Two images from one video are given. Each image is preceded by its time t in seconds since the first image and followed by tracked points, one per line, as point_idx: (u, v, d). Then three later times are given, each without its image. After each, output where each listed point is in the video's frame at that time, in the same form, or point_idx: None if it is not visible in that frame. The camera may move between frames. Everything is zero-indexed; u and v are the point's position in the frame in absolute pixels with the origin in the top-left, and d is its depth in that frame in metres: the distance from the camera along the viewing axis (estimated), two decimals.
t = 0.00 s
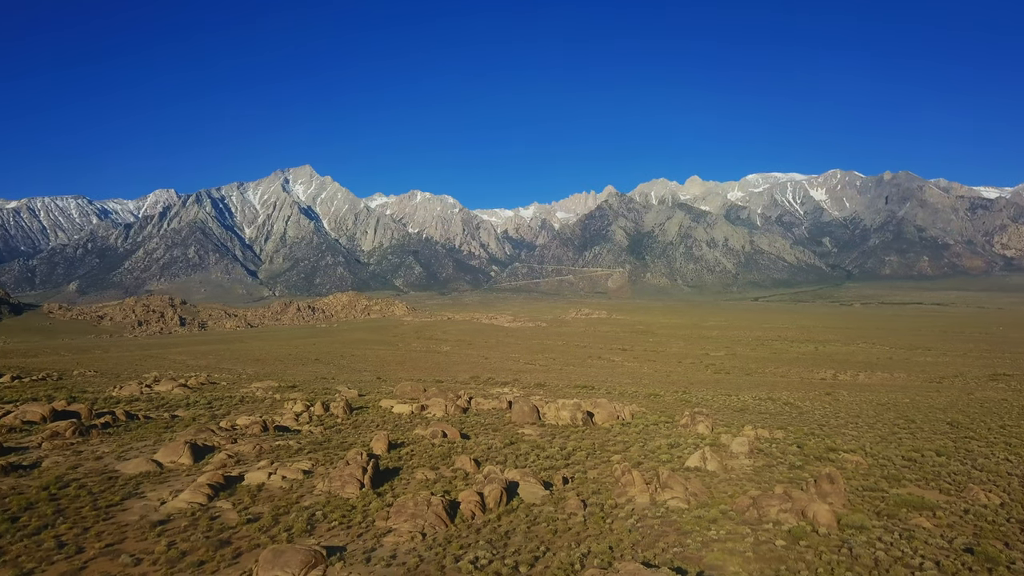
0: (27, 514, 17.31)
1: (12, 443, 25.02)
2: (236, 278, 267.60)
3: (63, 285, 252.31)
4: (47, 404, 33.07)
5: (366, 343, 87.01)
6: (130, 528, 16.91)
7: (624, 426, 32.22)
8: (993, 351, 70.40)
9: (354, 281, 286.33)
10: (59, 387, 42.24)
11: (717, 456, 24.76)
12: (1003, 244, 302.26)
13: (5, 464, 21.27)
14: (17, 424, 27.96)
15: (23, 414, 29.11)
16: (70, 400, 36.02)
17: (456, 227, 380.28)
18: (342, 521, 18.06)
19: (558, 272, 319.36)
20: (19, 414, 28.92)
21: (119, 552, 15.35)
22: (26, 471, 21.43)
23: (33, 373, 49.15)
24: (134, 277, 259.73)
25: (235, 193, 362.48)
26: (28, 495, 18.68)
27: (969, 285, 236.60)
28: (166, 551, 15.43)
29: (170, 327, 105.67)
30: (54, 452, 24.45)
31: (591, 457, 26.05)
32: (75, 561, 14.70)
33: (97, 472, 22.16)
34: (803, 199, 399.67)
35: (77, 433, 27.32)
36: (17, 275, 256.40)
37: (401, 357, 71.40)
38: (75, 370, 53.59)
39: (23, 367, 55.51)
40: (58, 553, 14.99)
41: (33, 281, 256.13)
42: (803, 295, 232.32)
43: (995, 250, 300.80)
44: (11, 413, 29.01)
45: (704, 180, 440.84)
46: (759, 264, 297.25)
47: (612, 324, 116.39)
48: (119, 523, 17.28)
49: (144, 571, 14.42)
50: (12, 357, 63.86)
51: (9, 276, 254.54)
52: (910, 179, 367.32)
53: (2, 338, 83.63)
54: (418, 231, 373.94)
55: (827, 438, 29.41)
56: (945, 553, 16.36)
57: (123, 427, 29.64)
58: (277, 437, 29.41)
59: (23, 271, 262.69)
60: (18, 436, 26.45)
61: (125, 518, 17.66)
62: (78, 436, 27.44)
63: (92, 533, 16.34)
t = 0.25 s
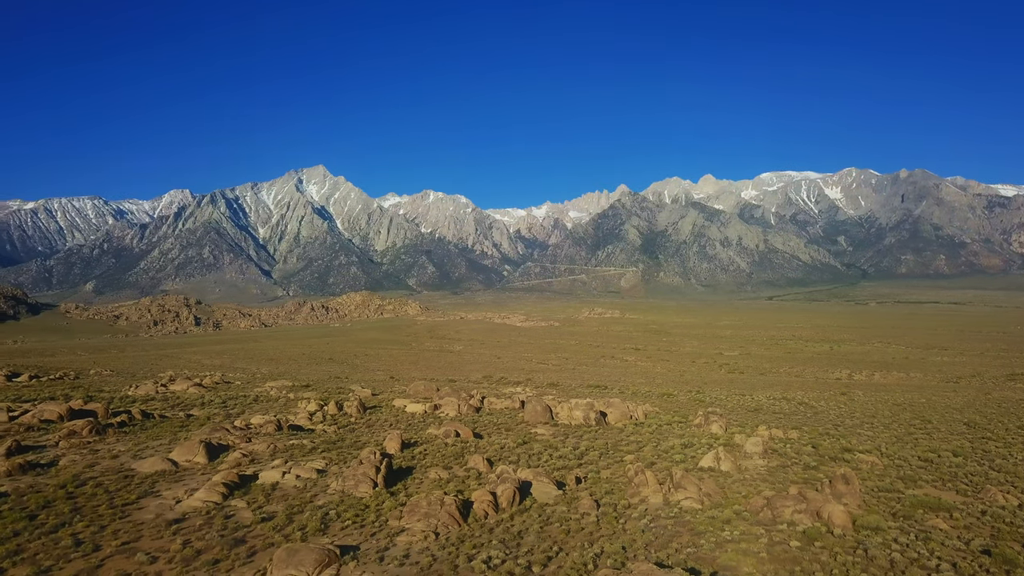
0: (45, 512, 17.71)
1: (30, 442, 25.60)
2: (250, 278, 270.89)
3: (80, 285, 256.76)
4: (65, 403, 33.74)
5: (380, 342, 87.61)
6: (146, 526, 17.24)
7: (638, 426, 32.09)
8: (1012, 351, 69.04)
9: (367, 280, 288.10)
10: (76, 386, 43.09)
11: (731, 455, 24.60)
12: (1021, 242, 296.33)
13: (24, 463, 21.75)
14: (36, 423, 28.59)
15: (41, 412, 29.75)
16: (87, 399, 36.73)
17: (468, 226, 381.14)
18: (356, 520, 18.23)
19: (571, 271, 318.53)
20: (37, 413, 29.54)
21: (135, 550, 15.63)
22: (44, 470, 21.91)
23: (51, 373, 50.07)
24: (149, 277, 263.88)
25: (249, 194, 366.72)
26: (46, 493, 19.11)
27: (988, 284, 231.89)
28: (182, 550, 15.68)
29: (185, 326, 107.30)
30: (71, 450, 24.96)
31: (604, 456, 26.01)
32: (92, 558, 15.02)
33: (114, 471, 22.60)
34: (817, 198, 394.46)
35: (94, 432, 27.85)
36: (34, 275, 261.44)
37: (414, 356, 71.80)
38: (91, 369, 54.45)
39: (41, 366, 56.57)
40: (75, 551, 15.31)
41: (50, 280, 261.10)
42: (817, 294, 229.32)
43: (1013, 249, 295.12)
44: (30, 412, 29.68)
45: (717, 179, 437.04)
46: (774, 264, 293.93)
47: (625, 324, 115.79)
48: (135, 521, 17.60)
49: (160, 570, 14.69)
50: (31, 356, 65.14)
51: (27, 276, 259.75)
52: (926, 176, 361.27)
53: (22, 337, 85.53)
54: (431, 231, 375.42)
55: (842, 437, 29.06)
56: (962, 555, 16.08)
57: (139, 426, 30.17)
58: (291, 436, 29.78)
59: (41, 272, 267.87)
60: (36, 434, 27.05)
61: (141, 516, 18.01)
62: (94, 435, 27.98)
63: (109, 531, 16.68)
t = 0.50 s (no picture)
0: (63, 510, 18.10)
1: (48, 441, 26.16)
2: (264, 278, 273.84)
3: (95, 284, 260.73)
4: (82, 402, 34.49)
5: (393, 341, 88.15)
6: (161, 525, 17.53)
7: (651, 426, 31.94)
8: None
9: (380, 280, 289.56)
10: (93, 385, 43.95)
11: (745, 455, 24.39)
12: None
13: (42, 460, 22.26)
14: (53, 422, 29.23)
15: (59, 411, 30.39)
16: (103, 398, 37.47)
17: (480, 226, 381.68)
18: (370, 518, 18.41)
19: (583, 271, 317.52)
20: (54, 412, 30.20)
21: (150, 548, 15.94)
22: (62, 468, 22.42)
23: (67, 372, 50.98)
24: (164, 277, 267.75)
25: (263, 194, 370.73)
26: (63, 492, 19.51)
27: (1007, 283, 227.21)
28: (197, 548, 15.94)
29: (200, 326, 108.83)
30: (88, 449, 25.47)
31: (618, 456, 25.91)
32: (108, 556, 15.31)
33: (130, 469, 23.05)
34: (832, 196, 389.59)
35: (110, 430, 28.41)
36: (51, 275, 265.95)
37: (427, 356, 72.16)
38: (107, 369, 55.37)
39: (57, 365, 57.57)
40: (92, 549, 15.63)
41: (67, 280, 265.71)
42: (832, 293, 226.19)
43: None
44: (48, 410, 30.36)
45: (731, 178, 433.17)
46: (788, 263, 290.49)
47: (638, 324, 115.07)
48: (151, 520, 17.93)
49: (176, 568, 14.93)
50: (49, 355, 66.43)
51: (44, 276, 264.37)
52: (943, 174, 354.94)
53: (40, 336, 87.45)
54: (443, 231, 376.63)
55: (857, 438, 28.72)
56: (979, 557, 15.83)
57: (154, 425, 30.72)
58: (305, 435, 30.09)
59: (57, 271, 272.54)
60: (54, 433, 27.67)
61: (156, 515, 18.34)
62: (110, 433, 28.54)
63: (125, 529, 17.00)
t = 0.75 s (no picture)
0: (80, 508, 18.47)
1: (66, 439, 26.72)
2: (277, 277, 276.90)
3: (111, 284, 265.28)
4: (100, 400, 35.27)
5: (406, 341, 88.76)
6: (176, 523, 17.84)
7: (664, 426, 31.79)
8: None
9: (394, 279, 291.16)
10: (109, 384, 44.85)
11: (760, 456, 24.18)
12: None
13: (61, 458, 22.79)
14: (71, 420, 29.87)
15: (77, 410, 31.05)
16: (119, 397, 38.21)
17: (493, 225, 382.14)
18: (383, 518, 18.58)
19: (596, 270, 316.57)
20: (72, 410, 30.86)
21: (166, 547, 16.22)
22: (79, 466, 22.91)
23: (85, 371, 52.01)
24: (179, 277, 271.78)
25: (277, 194, 374.85)
26: (80, 490, 19.94)
27: None
28: (211, 546, 16.19)
29: (215, 325, 110.50)
30: (104, 448, 25.97)
31: (631, 456, 25.83)
32: (124, 555, 15.62)
33: (146, 468, 23.48)
34: (847, 195, 384.43)
35: (126, 429, 28.99)
36: (68, 275, 270.96)
37: (440, 355, 72.57)
38: (124, 368, 56.45)
39: (75, 364, 58.77)
40: (108, 547, 15.95)
41: (83, 280, 270.47)
42: (846, 292, 223.08)
43: None
44: (66, 409, 31.04)
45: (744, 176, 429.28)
46: (802, 262, 287.05)
47: (651, 324, 114.47)
48: (167, 518, 18.22)
49: (192, 565, 15.21)
50: (67, 354, 67.78)
51: (61, 276, 269.43)
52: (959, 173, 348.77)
53: (59, 335, 89.37)
54: (456, 230, 377.78)
55: (872, 438, 28.31)
56: (995, 558, 15.57)
57: (170, 424, 31.30)
58: (319, 434, 30.42)
59: (74, 272, 277.66)
60: (71, 431, 28.27)
61: (172, 513, 18.66)
62: (126, 432, 29.12)
63: (140, 527, 17.31)
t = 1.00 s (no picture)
0: (96, 506, 18.82)
1: (82, 438, 27.29)
2: (291, 277, 279.73)
3: (128, 284, 269.68)
4: (116, 399, 35.97)
5: (419, 340, 89.24)
6: (191, 521, 18.13)
7: (677, 426, 31.59)
8: None
9: (407, 279, 292.50)
10: (125, 383, 45.73)
11: (773, 455, 23.98)
12: None
13: (78, 457, 23.24)
14: (87, 419, 30.46)
15: (93, 409, 31.62)
16: (135, 396, 38.96)
17: (506, 225, 382.49)
18: (396, 517, 18.72)
19: (608, 270, 315.29)
20: (88, 409, 31.45)
21: (181, 544, 16.48)
22: (96, 465, 23.35)
23: (102, 370, 53.05)
24: (194, 277, 275.60)
25: (291, 194, 378.77)
26: (96, 488, 20.31)
27: None
28: (227, 544, 16.44)
29: (229, 324, 112.11)
30: (120, 447, 26.44)
31: (643, 456, 25.72)
32: (140, 552, 15.91)
33: (161, 466, 23.86)
34: (862, 193, 378.78)
35: (142, 428, 29.50)
36: (85, 275, 275.75)
37: (453, 354, 72.88)
38: (140, 367, 57.42)
39: (93, 363, 59.91)
40: (124, 545, 16.28)
41: (100, 280, 275.12)
42: (862, 291, 219.74)
43: None
44: (83, 408, 31.67)
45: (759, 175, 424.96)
46: (816, 261, 283.31)
47: (663, 323, 113.75)
48: (182, 516, 18.53)
49: (206, 563, 15.44)
50: (84, 354, 69.09)
51: (78, 276, 274.34)
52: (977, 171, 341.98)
53: (76, 335, 91.07)
54: (469, 230, 378.65)
55: (888, 438, 27.90)
56: (1014, 560, 15.28)
57: (185, 423, 31.80)
58: (332, 433, 30.75)
59: (91, 272, 282.71)
60: (88, 430, 28.82)
61: (187, 511, 18.96)
62: (142, 431, 29.62)
63: (156, 526, 17.63)
